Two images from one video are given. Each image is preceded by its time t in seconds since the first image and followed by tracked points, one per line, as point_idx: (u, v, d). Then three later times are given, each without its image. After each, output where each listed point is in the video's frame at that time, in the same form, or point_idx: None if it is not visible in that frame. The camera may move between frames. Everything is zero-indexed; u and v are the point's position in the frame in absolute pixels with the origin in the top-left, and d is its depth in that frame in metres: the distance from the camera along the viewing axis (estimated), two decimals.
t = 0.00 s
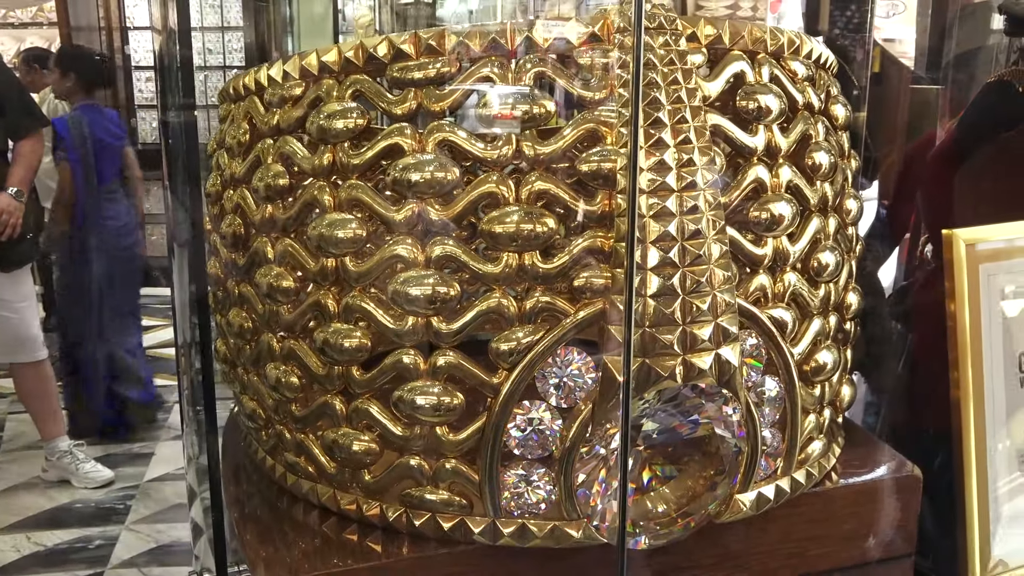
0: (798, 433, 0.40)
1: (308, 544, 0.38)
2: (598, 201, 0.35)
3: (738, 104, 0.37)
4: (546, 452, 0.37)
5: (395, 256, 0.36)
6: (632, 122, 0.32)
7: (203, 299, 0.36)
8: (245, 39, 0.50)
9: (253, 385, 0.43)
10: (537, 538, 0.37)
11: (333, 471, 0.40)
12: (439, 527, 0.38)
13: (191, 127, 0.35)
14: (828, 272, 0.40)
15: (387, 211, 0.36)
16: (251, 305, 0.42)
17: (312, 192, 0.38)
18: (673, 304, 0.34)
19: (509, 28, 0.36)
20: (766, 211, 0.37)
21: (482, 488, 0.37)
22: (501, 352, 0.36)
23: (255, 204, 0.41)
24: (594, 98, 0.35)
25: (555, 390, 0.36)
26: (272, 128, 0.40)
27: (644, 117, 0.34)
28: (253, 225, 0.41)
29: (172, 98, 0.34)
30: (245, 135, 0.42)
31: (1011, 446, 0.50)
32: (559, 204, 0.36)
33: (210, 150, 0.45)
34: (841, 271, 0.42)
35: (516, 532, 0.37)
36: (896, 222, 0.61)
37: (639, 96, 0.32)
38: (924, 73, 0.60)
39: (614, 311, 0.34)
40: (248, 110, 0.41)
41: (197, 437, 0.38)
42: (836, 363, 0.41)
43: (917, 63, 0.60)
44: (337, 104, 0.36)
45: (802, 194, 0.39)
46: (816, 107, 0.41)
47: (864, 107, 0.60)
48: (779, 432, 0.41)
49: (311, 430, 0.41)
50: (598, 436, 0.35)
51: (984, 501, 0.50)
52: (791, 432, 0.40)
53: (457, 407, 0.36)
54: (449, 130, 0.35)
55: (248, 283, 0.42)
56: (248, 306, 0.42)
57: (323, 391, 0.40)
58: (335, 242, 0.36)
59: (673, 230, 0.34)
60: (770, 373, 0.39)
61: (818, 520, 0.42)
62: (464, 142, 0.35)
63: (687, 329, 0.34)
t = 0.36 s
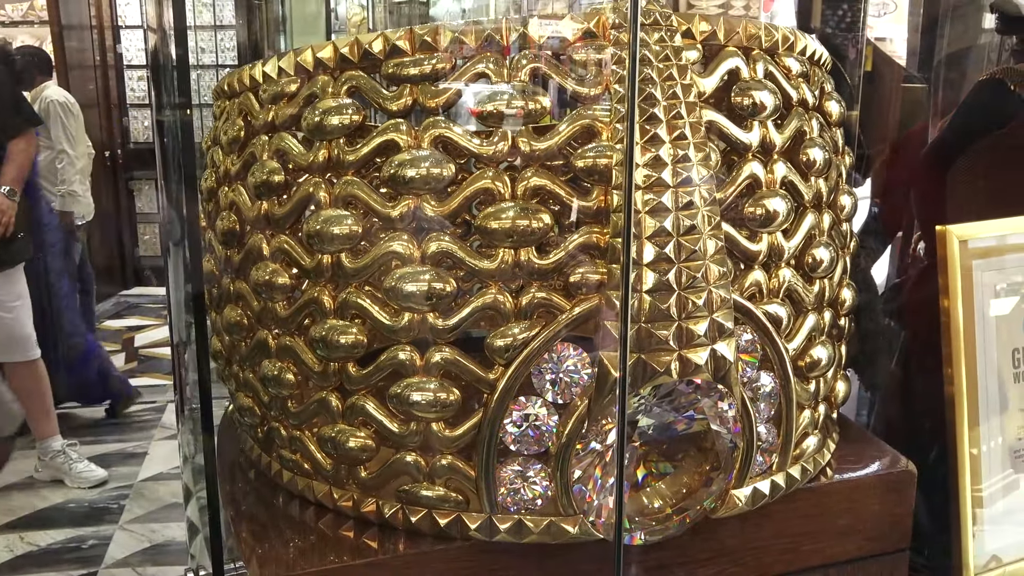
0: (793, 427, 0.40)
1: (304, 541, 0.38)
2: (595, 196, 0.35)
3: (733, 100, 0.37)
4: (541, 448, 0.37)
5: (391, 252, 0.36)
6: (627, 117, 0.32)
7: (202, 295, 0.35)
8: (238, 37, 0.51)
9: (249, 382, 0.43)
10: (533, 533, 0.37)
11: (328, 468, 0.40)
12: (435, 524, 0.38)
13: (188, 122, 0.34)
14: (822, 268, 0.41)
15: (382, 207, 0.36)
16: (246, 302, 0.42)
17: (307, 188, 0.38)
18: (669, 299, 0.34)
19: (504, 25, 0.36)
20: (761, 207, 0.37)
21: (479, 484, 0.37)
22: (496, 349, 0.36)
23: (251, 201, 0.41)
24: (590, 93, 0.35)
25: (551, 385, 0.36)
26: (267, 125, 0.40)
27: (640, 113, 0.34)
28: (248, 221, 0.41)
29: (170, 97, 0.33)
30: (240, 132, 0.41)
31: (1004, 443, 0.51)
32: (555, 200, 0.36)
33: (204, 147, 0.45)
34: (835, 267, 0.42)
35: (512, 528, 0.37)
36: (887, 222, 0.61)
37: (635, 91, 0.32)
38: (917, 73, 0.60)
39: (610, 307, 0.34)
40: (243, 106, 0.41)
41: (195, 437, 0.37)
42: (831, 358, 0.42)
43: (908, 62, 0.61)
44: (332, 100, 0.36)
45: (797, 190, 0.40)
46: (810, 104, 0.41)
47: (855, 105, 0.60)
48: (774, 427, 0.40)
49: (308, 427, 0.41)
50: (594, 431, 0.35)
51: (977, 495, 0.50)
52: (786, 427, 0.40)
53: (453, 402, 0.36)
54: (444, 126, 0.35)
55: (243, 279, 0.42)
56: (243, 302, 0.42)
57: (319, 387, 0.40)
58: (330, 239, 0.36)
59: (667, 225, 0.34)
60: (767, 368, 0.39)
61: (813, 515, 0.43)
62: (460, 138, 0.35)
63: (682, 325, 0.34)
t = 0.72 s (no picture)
0: (798, 426, 0.40)
1: (308, 540, 0.38)
2: (599, 194, 0.35)
3: (737, 97, 0.37)
4: (546, 447, 0.37)
5: (395, 250, 0.36)
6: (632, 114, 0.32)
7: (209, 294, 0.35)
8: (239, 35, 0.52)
9: (252, 381, 0.43)
10: (537, 531, 0.37)
11: (332, 466, 0.40)
12: (439, 522, 0.38)
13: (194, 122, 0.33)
14: (827, 265, 0.40)
15: (386, 205, 0.36)
16: (249, 300, 0.42)
17: (310, 185, 0.38)
18: (673, 297, 0.34)
19: (507, 21, 0.36)
20: (766, 204, 0.37)
21: (483, 482, 0.37)
22: (500, 347, 0.36)
23: (254, 199, 0.40)
24: (594, 90, 0.35)
25: (556, 383, 0.36)
26: (270, 122, 0.40)
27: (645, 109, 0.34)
28: (251, 219, 0.41)
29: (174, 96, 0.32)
30: (243, 129, 0.41)
31: (1008, 441, 0.51)
32: (558, 197, 0.35)
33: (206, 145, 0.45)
34: (840, 265, 0.42)
35: (517, 526, 0.37)
36: (888, 219, 0.61)
37: (639, 88, 0.32)
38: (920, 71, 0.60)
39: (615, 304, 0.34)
40: (245, 104, 0.41)
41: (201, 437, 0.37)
42: (836, 356, 0.42)
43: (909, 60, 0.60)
44: (335, 97, 0.36)
45: (801, 187, 0.39)
46: (815, 101, 0.41)
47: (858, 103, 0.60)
48: (779, 425, 0.40)
49: (311, 425, 0.41)
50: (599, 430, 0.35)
51: (982, 493, 0.50)
52: (791, 426, 0.40)
53: (457, 401, 0.36)
54: (448, 123, 0.35)
55: (246, 277, 0.42)
56: (246, 301, 0.42)
57: (323, 385, 0.39)
58: (334, 237, 0.36)
59: (672, 222, 0.34)
60: (772, 366, 0.39)
61: (818, 513, 0.42)
62: (464, 136, 0.35)
63: (688, 322, 0.34)
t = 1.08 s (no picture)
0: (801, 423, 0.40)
1: (310, 536, 0.38)
2: (602, 189, 0.35)
3: (741, 92, 0.37)
4: (547, 443, 0.37)
5: (398, 246, 0.36)
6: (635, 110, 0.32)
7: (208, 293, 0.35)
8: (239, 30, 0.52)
9: (254, 377, 0.43)
10: (539, 528, 0.37)
11: (333, 462, 0.40)
12: (441, 519, 0.38)
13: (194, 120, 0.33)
14: (831, 261, 0.40)
15: (387, 200, 0.36)
16: (252, 296, 0.42)
17: (312, 181, 0.38)
18: (676, 293, 0.34)
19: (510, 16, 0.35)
20: (769, 199, 0.37)
21: (485, 478, 0.37)
22: (503, 343, 0.36)
23: (256, 195, 0.40)
24: (596, 86, 0.35)
25: (558, 380, 0.36)
26: (272, 118, 0.40)
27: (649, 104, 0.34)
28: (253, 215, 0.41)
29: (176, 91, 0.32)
30: (245, 124, 0.41)
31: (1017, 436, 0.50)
32: (561, 193, 0.35)
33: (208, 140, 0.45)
34: (843, 261, 0.41)
35: (519, 523, 0.37)
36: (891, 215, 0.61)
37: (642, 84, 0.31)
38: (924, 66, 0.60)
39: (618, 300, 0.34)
40: (248, 99, 0.41)
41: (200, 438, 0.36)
42: (839, 352, 0.41)
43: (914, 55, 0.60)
44: (337, 93, 0.36)
45: (805, 182, 0.39)
46: (819, 96, 0.41)
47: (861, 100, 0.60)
48: (781, 421, 0.40)
49: (313, 422, 0.40)
50: (601, 426, 0.35)
51: (985, 490, 0.50)
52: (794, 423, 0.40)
53: (459, 397, 0.36)
54: (450, 118, 0.35)
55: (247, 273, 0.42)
56: (250, 297, 0.42)
57: (324, 381, 0.39)
58: (336, 233, 0.36)
59: (675, 218, 0.34)
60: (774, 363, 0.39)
61: (821, 510, 0.42)
62: (466, 131, 0.35)
63: (690, 319, 0.34)
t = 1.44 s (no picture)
0: (806, 420, 0.40)
1: (317, 533, 0.38)
2: (607, 187, 0.35)
3: (747, 90, 0.37)
4: (554, 442, 0.37)
5: (403, 244, 0.36)
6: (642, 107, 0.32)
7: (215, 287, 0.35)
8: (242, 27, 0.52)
9: (259, 374, 0.43)
10: (545, 526, 0.37)
11: (338, 459, 0.40)
12: (447, 516, 0.38)
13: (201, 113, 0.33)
14: (836, 259, 0.40)
15: (392, 198, 0.36)
16: (256, 293, 0.42)
17: (317, 179, 0.38)
18: (682, 291, 0.34)
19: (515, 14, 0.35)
20: (774, 197, 0.37)
21: (491, 475, 0.37)
22: (508, 341, 0.36)
23: (261, 192, 0.40)
24: (602, 83, 0.34)
25: (564, 377, 0.36)
26: (276, 115, 0.39)
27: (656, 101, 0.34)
28: (258, 212, 0.41)
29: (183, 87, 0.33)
30: (249, 122, 0.41)
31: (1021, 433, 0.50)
32: (567, 191, 0.35)
33: (212, 137, 0.45)
34: (848, 260, 0.42)
35: (525, 520, 0.37)
36: (895, 214, 0.60)
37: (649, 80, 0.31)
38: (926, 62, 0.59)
39: (625, 298, 0.34)
40: (252, 96, 0.41)
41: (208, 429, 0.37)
42: (844, 350, 0.41)
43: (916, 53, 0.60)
44: (342, 90, 0.36)
45: (810, 180, 0.39)
46: (824, 94, 0.41)
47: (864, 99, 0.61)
48: (787, 419, 0.40)
49: (317, 419, 0.40)
50: (607, 424, 0.35)
51: (989, 487, 0.50)
52: (798, 420, 0.40)
53: (464, 394, 0.36)
54: (455, 116, 0.35)
55: (252, 270, 0.42)
56: (254, 294, 0.42)
57: (330, 378, 0.39)
58: (342, 230, 0.36)
59: (681, 216, 0.34)
60: (780, 360, 0.39)
61: (825, 508, 0.42)
62: (473, 129, 0.35)
63: (696, 317, 0.34)
